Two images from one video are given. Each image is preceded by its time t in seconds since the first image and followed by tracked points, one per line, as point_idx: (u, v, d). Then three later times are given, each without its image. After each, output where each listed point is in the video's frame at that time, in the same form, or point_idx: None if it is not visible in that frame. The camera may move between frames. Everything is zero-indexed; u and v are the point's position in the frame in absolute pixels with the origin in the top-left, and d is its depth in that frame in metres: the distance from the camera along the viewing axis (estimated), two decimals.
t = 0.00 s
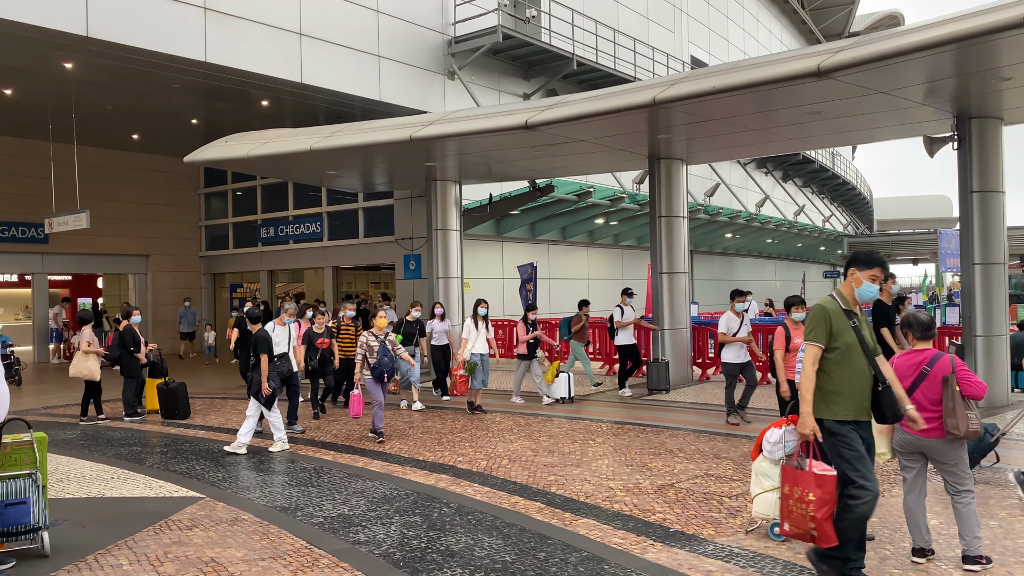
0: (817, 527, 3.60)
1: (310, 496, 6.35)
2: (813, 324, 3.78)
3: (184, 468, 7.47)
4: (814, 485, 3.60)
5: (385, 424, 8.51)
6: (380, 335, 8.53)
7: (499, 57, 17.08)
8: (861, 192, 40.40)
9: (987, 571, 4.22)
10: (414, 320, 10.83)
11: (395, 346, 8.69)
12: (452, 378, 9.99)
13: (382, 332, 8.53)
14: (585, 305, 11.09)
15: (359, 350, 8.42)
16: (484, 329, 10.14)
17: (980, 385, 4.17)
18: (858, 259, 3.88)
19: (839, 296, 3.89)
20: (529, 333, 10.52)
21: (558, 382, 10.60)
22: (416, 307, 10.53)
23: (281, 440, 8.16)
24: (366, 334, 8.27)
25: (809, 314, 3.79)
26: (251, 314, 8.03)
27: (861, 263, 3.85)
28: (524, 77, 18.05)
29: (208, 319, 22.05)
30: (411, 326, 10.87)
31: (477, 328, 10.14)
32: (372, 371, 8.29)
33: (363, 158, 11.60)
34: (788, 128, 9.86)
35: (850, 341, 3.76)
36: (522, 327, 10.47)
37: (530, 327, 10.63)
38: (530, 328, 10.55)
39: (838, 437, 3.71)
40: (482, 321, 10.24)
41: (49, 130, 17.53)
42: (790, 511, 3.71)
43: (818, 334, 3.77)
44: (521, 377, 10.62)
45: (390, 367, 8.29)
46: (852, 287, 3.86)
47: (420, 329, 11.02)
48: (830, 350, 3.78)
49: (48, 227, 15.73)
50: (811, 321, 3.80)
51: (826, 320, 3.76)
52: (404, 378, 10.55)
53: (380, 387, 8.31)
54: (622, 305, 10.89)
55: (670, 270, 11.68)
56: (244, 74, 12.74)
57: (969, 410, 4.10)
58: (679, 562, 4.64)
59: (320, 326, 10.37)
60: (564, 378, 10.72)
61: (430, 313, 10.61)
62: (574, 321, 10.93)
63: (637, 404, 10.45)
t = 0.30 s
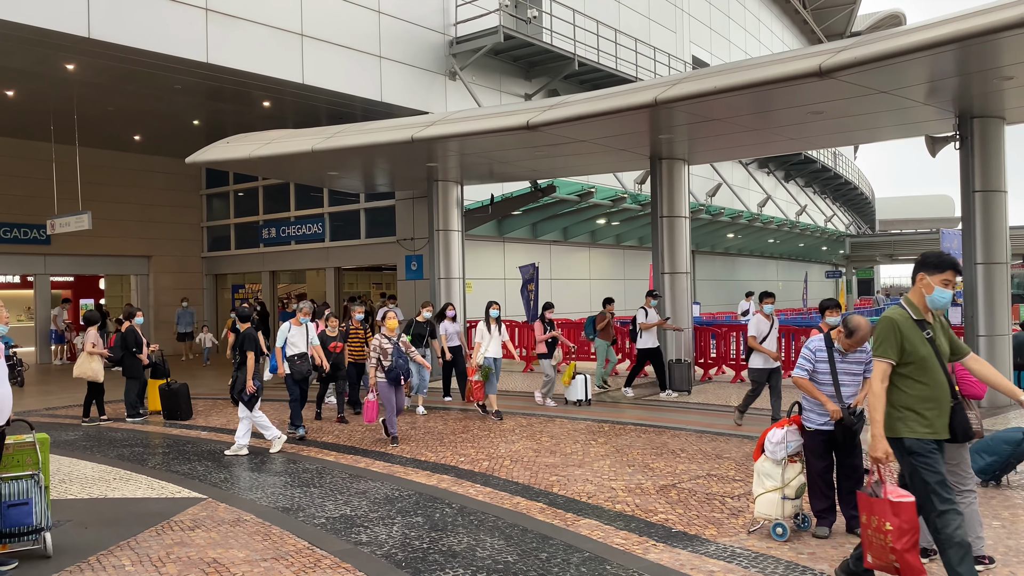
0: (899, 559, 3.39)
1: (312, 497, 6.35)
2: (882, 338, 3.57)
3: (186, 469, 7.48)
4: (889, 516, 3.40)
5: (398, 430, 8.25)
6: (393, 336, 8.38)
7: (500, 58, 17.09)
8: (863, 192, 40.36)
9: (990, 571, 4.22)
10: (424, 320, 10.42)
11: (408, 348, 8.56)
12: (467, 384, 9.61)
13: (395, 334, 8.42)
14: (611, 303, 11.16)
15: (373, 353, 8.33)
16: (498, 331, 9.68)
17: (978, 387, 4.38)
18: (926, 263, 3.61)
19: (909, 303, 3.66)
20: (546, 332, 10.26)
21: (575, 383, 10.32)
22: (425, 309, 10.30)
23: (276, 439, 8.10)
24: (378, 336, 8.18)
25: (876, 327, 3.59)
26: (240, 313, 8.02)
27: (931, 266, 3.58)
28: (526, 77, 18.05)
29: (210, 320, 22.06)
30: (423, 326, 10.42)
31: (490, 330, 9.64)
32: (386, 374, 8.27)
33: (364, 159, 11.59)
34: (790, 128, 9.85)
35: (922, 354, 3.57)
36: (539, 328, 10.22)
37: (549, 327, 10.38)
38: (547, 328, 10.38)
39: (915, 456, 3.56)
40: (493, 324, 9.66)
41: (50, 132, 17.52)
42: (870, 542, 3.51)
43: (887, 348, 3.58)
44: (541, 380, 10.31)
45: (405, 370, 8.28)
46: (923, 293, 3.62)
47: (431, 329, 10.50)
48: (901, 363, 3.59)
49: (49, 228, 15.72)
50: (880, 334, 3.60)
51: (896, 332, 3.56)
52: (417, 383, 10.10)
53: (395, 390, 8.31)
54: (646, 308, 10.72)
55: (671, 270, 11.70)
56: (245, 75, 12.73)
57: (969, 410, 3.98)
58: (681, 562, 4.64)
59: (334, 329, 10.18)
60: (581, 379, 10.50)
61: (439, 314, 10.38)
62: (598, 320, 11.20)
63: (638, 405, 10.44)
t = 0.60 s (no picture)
0: None
1: (314, 498, 6.36)
2: (967, 334, 3.29)
3: (188, 470, 7.49)
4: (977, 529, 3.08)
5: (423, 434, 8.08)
6: (406, 339, 7.96)
7: (501, 59, 17.10)
8: (864, 192, 40.34)
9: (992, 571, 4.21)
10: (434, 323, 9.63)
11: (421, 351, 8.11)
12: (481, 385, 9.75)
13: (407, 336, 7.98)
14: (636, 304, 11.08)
15: (382, 355, 7.91)
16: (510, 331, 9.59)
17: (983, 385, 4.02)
18: (1012, 252, 3.34)
19: (993, 297, 3.38)
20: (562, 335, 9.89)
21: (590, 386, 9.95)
22: (433, 310, 9.44)
23: (247, 446, 7.90)
24: (390, 340, 7.73)
25: (959, 323, 3.31)
26: (233, 314, 8.04)
27: (1017, 255, 3.30)
28: (527, 78, 18.05)
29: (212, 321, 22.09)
30: (434, 330, 9.60)
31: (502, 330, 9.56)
32: (395, 378, 7.89)
33: (366, 160, 11.60)
34: (791, 129, 9.84)
35: (1011, 351, 3.28)
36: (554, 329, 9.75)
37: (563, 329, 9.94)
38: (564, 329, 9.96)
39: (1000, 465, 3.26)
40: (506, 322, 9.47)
41: (52, 133, 17.55)
42: (950, 558, 3.19)
43: (973, 346, 3.29)
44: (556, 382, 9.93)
45: (414, 375, 7.89)
46: (1009, 284, 3.35)
47: (443, 332, 9.66)
48: (990, 361, 3.31)
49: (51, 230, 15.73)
50: (963, 330, 3.32)
51: (983, 328, 3.28)
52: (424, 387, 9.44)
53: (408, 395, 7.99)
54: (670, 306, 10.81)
55: (673, 270, 11.70)
56: (247, 76, 12.74)
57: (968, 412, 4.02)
58: (682, 562, 4.64)
59: (347, 329, 10.12)
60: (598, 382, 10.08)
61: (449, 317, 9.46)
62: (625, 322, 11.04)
63: (640, 405, 10.45)
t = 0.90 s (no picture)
0: None
1: (315, 498, 6.35)
2: None
3: (189, 471, 7.50)
4: None
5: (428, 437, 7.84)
6: (420, 340, 7.92)
7: (503, 60, 17.10)
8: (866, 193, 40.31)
9: (993, 572, 4.21)
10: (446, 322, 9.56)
11: (436, 353, 8.03)
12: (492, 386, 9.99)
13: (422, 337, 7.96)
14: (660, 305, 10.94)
15: (396, 356, 7.90)
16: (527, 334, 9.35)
17: (980, 386, 4.10)
18: None
19: None
20: (578, 336, 9.52)
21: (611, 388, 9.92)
22: (447, 309, 9.45)
23: (237, 451, 7.85)
24: (403, 339, 7.72)
25: None
26: (233, 315, 8.04)
27: None
28: (528, 79, 18.07)
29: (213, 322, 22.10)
30: (446, 328, 9.54)
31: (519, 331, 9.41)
32: (408, 379, 7.79)
33: (367, 160, 11.60)
34: (793, 129, 9.84)
35: None
36: (569, 329, 9.55)
37: (580, 329, 9.57)
38: (578, 330, 9.54)
39: None
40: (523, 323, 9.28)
41: (54, 134, 17.58)
42: None
43: None
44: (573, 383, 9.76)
45: (427, 376, 7.76)
46: None
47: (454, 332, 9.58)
48: None
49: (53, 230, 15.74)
50: None
51: None
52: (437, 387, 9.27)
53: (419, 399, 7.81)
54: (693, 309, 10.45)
55: (674, 271, 11.69)
56: (249, 77, 12.75)
57: (970, 412, 4.10)
58: (684, 563, 4.63)
59: (360, 330, 9.53)
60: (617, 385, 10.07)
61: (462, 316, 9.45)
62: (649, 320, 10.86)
63: (641, 406, 10.44)
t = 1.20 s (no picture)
0: None
1: (318, 500, 6.36)
2: None
3: (192, 472, 7.50)
4: None
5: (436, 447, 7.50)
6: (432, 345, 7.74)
7: (505, 62, 17.12)
8: (869, 194, 40.27)
9: (997, 574, 4.19)
10: (462, 326, 9.34)
11: (450, 359, 7.80)
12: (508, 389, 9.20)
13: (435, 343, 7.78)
14: (688, 306, 10.98)
15: (408, 362, 7.70)
16: (544, 336, 9.19)
17: (984, 387, 4.08)
18: None
19: None
20: (597, 339, 9.40)
21: (634, 392, 9.78)
22: (462, 313, 9.23)
23: (240, 452, 7.88)
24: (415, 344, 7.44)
25: None
26: (234, 317, 8.06)
27: None
28: (531, 81, 18.08)
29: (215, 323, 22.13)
30: (462, 333, 9.31)
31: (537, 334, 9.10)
32: (421, 385, 7.50)
33: (370, 162, 11.60)
34: (795, 131, 9.84)
35: None
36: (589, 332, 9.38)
37: (600, 333, 9.46)
38: (598, 333, 9.42)
39: None
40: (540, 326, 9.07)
41: (57, 136, 17.61)
42: None
43: None
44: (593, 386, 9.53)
45: (440, 382, 7.46)
46: None
47: (470, 337, 9.38)
48: None
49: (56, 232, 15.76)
50: None
51: None
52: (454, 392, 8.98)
53: (432, 405, 7.52)
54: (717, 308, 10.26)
55: (677, 272, 11.67)
56: (251, 79, 12.77)
57: (973, 413, 4.09)
58: (687, 565, 4.63)
59: (378, 334, 9.49)
60: (640, 387, 9.87)
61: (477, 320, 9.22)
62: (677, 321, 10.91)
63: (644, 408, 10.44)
